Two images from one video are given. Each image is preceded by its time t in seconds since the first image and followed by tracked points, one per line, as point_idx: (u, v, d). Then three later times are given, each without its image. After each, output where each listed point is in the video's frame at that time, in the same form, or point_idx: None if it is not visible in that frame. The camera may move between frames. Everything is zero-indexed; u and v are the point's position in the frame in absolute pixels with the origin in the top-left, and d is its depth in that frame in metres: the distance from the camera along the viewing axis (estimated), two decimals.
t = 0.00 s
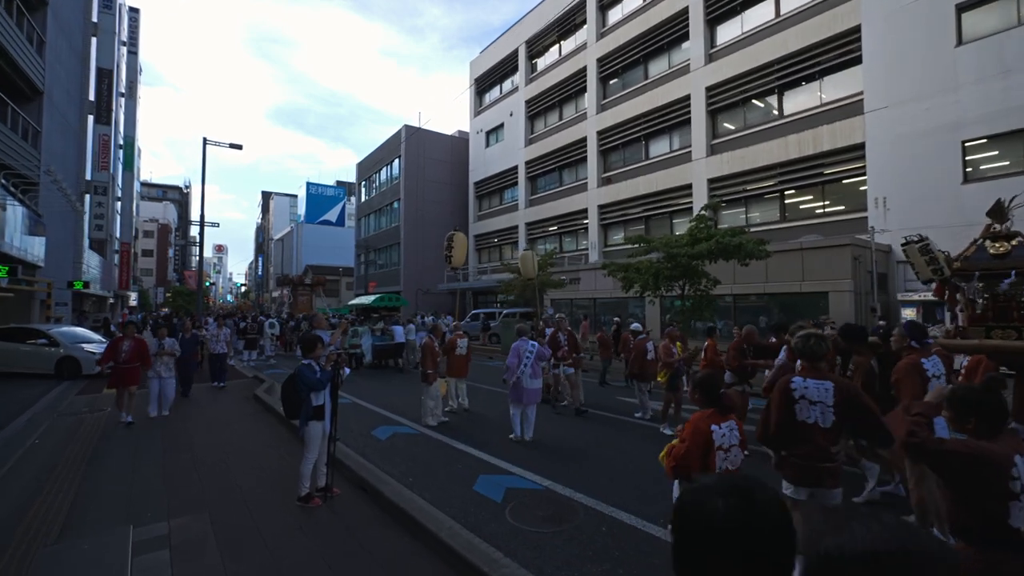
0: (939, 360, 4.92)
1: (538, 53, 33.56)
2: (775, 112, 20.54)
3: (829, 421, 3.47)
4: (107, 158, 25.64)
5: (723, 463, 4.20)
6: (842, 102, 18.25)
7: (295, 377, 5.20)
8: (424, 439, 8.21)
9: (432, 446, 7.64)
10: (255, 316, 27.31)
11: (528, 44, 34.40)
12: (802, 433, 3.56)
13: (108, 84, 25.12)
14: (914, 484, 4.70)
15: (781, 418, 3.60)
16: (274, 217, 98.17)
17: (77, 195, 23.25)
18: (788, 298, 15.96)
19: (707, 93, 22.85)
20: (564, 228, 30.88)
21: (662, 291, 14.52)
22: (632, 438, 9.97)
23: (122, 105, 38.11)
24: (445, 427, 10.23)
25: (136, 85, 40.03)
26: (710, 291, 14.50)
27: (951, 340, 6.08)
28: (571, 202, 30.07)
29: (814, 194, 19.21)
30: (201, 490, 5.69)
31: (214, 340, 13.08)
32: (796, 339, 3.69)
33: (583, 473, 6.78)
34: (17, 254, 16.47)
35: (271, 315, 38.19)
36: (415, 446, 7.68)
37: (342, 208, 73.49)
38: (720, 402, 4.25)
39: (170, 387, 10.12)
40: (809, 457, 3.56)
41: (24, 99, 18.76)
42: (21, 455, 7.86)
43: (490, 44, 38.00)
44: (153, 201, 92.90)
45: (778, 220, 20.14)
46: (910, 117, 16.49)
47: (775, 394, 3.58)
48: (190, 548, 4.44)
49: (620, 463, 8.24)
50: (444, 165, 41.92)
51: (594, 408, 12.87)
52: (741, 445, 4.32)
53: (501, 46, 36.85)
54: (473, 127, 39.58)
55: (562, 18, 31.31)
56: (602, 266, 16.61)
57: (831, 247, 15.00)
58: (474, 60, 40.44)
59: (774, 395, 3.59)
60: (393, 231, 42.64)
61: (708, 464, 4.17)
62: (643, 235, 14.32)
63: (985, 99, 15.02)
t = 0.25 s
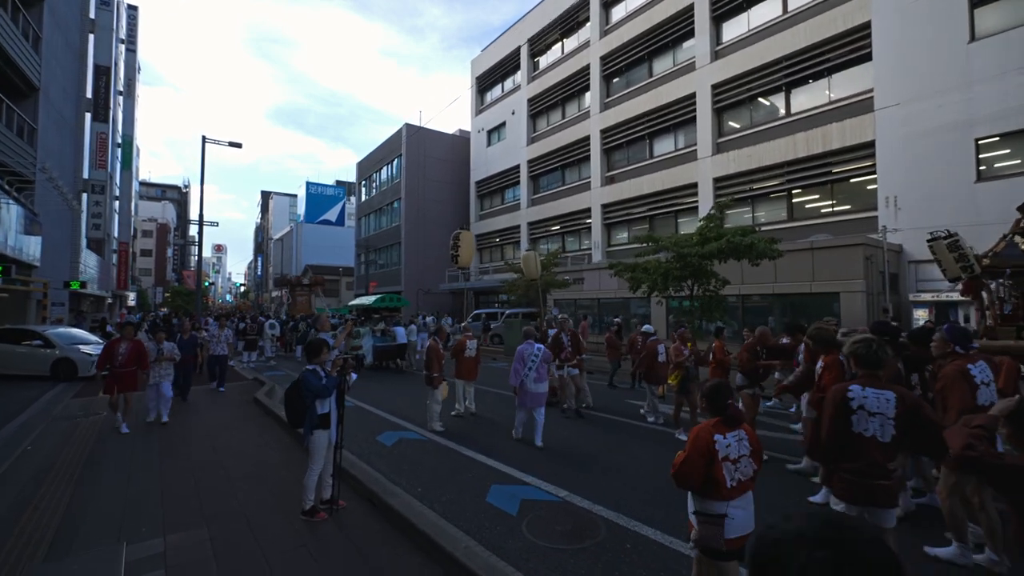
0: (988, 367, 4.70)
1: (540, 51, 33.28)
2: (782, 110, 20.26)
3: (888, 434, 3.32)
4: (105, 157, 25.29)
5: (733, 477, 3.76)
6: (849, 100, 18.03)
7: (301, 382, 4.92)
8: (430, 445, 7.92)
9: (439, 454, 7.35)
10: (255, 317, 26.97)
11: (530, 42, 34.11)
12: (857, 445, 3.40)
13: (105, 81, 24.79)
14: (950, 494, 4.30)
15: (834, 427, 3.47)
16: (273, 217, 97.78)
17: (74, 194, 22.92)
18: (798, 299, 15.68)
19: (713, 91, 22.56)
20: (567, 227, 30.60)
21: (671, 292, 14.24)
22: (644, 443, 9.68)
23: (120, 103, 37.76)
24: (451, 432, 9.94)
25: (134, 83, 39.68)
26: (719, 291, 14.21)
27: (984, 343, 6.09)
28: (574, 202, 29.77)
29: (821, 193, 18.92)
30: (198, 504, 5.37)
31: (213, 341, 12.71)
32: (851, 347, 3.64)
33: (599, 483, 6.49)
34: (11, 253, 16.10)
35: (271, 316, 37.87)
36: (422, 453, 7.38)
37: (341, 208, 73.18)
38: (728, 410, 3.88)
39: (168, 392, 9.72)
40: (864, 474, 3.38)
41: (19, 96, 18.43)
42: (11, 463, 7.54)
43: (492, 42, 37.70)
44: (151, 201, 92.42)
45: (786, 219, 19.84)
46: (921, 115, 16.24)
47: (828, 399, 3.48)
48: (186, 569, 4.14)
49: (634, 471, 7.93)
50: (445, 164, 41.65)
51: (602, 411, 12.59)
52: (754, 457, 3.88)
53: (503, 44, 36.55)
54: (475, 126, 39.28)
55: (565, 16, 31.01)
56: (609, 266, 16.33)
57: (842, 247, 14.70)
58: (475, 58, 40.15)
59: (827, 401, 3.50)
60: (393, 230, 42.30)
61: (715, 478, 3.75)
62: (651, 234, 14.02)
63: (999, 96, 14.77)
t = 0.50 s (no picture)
0: None
1: (543, 48, 32.99)
2: (790, 107, 19.99)
3: (953, 444, 3.18)
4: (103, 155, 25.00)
5: (748, 477, 3.75)
6: (852, 99, 17.89)
7: (311, 385, 4.64)
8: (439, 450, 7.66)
9: (450, 459, 7.10)
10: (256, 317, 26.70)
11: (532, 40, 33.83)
12: (919, 454, 3.24)
13: (104, 78, 24.49)
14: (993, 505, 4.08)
15: (892, 433, 3.31)
16: (273, 216, 97.44)
17: (72, 192, 22.63)
18: (809, 298, 15.43)
19: (719, 88, 22.30)
20: (570, 227, 30.36)
21: (680, 291, 13.98)
22: (658, 446, 9.42)
23: (119, 102, 37.47)
24: (459, 435, 9.68)
25: (134, 81, 39.39)
26: (729, 290, 13.96)
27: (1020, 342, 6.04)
28: (578, 200, 29.51)
29: (830, 192, 18.67)
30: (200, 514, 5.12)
31: (214, 342, 12.40)
32: (908, 351, 3.51)
33: (616, 490, 6.25)
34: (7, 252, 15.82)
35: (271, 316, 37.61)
36: (432, 458, 7.13)
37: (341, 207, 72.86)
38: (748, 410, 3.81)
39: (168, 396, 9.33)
40: (924, 487, 3.21)
41: (16, 92, 18.14)
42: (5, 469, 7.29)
43: (493, 40, 37.41)
44: (150, 200, 92.07)
45: (794, 217, 19.57)
46: (933, 112, 15.99)
47: (888, 403, 3.34)
48: None
49: (649, 476, 7.68)
50: (446, 163, 41.39)
51: (612, 412, 12.33)
52: (769, 457, 3.86)
53: (504, 42, 36.27)
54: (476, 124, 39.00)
55: (568, 13, 30.73)
56: (615, 264, 16.07)
57: (854, 245, 14.45)
58: (476, 57, 39.88)
59: (886, 404, 3.36)
60: (394, 229, 42.03)
61: (732, 479, 3.70)
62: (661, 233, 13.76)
63: (1014, 92, 14.55)
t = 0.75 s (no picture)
0: None
1: (546, 46, 32.73)
2: (799, 104, 19.75)
3: None
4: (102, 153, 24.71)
5: (770, 481, 3.43)
6: (865, 96, 17.67)
7: (321, 389, 4.35)
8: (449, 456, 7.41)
9: (461, 465, 6.85)
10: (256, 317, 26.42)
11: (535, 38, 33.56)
12: (988, 470, 2.97)
13: (103, 75, 24.21)
14: None
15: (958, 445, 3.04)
16: (272, 216, 97.14)
17: (70, 191, 22.33)
18: (821, 298, 15.18)
19: (725, 86, 22.05)
20: (573, 226, 30.10)
21: (691, 291, 13.72)
22: (672, 451, 9.16)
23: (118, 100, 37.18)
24: (467, 439, 9.43)
25: (133, 79, 39.09)
26: (740, 290, 13.71)
27: None
28: (581, 200, 29.26)
29: (840, 190, 18.43)
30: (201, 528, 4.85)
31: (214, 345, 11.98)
32: (968, 354, 3.25)
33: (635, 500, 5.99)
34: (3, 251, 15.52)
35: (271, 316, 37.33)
36: (443, 465, 6.86)
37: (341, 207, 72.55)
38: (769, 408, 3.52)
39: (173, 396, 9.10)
40: (993, 503, 2.96)
41: (13, 88, 17.85)
42: None
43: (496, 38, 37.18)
44: (149, 200, 91.70)
45: (803, 216, 19.33)
46: (947, 108, 15.81)
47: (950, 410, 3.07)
48: None
49: (666, 482, 7.43)
50: (448, 162, 41.13)
51: (622, 415, 12.08)
52: (789, 459, 3.56)
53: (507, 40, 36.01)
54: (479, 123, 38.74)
55: (571, 10, 30.46)
56: (623, 264, 15.81)
57: (867, 245, 14.19)
58: (479, 55, 39.64)
59: (946, 414, 3.12)
60: (396, 229, 41.75)
61: (752, 482, 3.39)
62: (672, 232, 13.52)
63: None
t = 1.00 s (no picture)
0: None
1: (549, 44, 32.43)
2: (808, 101, 19.46)
3: None
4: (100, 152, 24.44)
5: (774, 491, 3.38)
6: (878, 91, 17.31)
7: (331, 398, 4.08)
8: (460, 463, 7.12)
9: (472, 473, 6.56)
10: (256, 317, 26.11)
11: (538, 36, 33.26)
12: None
13: (101, 73, 23.92)
14: None
15: None
16: (272, 216, 96.83)
17: (67, 190, 22.02)
18: (833, 299, 14.93)
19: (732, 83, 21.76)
20: (576, 225, 29.83)
21: (702, 290, 13.43)
22: (687, 456, 8.87)
23: (117, 98, 36.93)
24: (476, 444, 9.15)
25: (132, 78, 38.82)
26: (752, 290, 13.43)
27: None
28: (585, 199, 28.97)
29: (849, 188, 18.16)
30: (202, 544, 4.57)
31: (211, 348, 11.48)
32: None
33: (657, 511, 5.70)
34: None
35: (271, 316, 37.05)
36: (453, 472, 6.57)
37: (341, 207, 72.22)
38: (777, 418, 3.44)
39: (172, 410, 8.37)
40: None
41: (9, 85, 17.55)
42: None
43: (498, 36, 36.91)
44: (149, 199, 91.36)
45: (812, 215, 19.08)
46: (962, 104, 15.53)
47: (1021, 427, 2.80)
48: None
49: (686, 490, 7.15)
50: (449, 161, 40.83)
51: (633, 419, 11.80)
52: (798, 469, 3.49)
53: (509, 38, 35.72)
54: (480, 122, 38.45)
55: (574, 8, 30.16)
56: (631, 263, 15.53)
57: (881, 245, 13.95)
58: (480, 54, 39.36)
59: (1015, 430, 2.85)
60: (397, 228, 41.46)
61: (754, 491, 3.37)
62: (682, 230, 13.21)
63: None
